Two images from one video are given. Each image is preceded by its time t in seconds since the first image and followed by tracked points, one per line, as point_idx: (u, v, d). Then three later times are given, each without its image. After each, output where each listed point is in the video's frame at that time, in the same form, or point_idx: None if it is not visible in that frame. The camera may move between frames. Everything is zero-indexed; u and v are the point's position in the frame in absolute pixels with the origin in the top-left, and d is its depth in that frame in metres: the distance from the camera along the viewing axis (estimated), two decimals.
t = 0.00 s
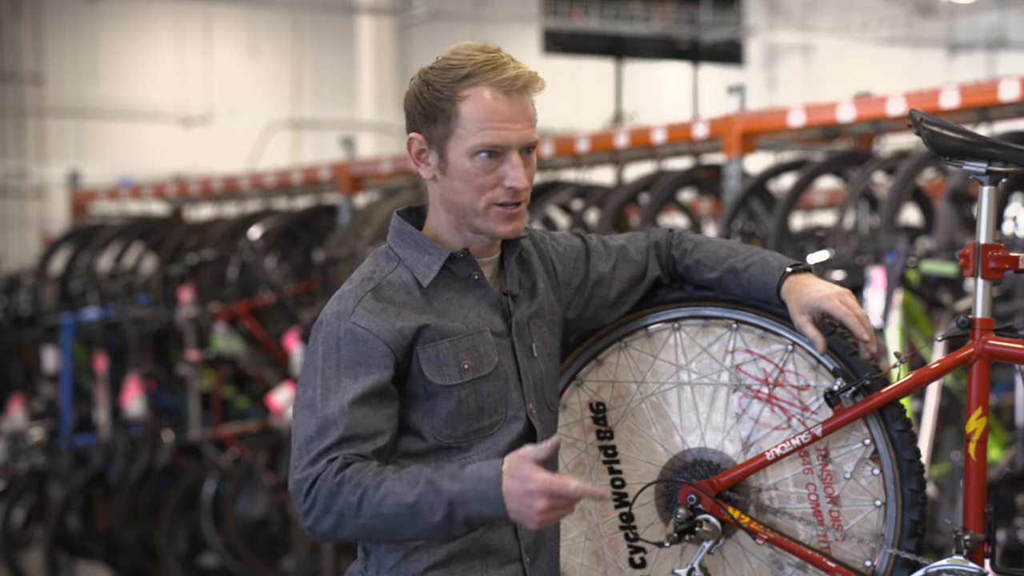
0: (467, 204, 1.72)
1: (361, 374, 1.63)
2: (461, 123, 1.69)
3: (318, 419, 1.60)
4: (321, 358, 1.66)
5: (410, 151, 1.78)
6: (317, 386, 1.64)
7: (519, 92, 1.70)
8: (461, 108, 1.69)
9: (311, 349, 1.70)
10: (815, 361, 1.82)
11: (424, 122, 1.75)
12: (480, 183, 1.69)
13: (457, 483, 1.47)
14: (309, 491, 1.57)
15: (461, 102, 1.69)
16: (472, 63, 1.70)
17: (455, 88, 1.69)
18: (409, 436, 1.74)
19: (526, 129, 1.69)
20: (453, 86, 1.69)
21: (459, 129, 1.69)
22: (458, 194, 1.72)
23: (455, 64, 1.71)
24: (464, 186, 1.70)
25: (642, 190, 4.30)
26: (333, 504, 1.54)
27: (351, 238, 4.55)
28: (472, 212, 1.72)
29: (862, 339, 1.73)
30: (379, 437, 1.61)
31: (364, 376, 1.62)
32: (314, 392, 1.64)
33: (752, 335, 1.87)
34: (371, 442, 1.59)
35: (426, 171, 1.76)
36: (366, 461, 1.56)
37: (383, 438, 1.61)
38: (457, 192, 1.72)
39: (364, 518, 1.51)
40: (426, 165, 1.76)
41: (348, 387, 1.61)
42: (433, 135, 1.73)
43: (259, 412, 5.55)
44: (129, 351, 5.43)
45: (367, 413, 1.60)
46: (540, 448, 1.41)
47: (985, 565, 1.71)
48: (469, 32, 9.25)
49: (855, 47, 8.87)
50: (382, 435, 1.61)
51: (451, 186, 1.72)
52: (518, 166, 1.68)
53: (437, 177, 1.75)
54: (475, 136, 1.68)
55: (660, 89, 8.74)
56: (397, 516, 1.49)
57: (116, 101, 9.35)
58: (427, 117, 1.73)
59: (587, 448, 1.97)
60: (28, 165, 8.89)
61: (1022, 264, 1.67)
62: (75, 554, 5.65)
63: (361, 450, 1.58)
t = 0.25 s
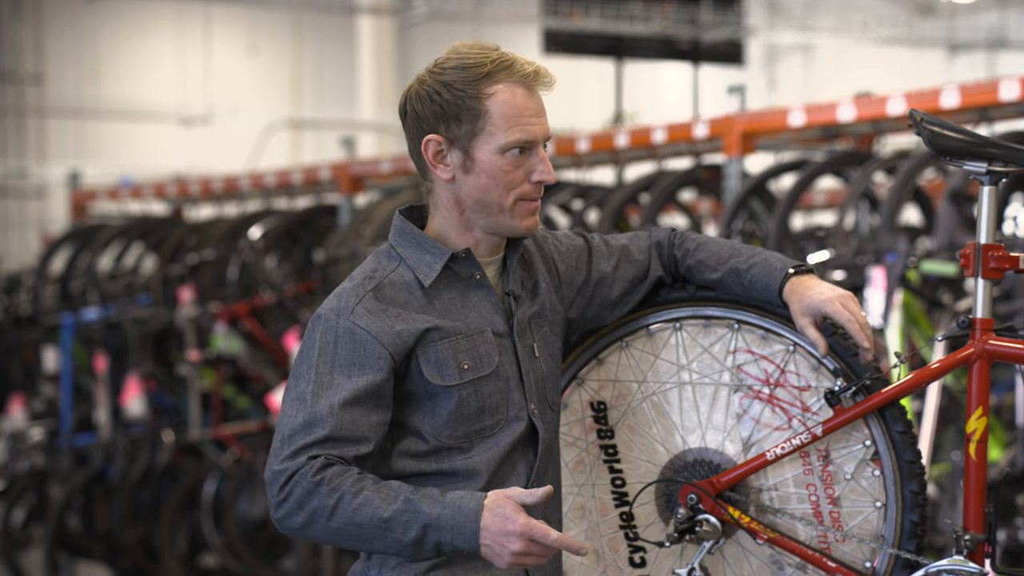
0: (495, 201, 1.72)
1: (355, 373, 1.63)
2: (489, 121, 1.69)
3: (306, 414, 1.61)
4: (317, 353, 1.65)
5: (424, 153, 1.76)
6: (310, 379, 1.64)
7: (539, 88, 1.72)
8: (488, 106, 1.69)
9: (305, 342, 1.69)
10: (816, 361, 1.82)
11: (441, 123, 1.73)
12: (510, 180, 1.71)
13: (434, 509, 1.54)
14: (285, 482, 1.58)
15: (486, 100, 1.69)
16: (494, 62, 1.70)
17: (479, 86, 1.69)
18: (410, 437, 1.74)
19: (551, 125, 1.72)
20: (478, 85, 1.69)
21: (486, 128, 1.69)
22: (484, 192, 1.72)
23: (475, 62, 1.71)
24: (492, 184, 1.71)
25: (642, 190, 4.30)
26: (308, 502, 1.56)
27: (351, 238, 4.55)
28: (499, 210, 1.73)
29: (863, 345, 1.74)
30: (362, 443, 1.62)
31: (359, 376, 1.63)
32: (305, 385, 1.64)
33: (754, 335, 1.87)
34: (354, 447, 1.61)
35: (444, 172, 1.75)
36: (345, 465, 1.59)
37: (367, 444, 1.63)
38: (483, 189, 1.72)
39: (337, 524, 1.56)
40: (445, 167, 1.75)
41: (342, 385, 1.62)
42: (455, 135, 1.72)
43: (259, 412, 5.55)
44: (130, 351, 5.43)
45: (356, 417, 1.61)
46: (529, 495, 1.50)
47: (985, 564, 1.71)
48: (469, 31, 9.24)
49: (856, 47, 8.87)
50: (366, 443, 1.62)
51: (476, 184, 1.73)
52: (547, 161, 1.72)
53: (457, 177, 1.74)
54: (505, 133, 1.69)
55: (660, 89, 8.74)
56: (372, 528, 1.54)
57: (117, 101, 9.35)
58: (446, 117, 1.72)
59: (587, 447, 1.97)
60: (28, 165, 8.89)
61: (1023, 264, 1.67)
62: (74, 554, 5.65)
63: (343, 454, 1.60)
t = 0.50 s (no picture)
0: (482, 200, 1.72)
1: (351, 366, 1.62)
2: (479, 118, 1.69)
3: (298, 401, 1.60)
4: (314, 348, 1.65)
5: (421, 148, 1.77)
6: (305, 371, 1.63)
7: (535, 90, 1.71)
8: (480, 103, 1.69)
9: (305, 338, 1.69)
10: (816, 361, 1.82)
11: (436, 119, 1.74)
12: (497, 180, 1.70)
13: (405, 469, 1.46)
14: (271, 464, 1.56)
15: (479, 98, 1.69)
16: (491, 61, 1.70)
17: (473, 84, 1.69)
18: (412, 438, 1.74)
19: (544, 126, 1.71)
20: (471, 82, 1.70)
21: (477, 125, 1.69)
22: (473, 190, 1.72)
23: (472, 60, 1.71)
24: (480, 182, 1.71)
25: (642, 190, 4.30)
26: (288, 480, 1.53)
27: (351, 239, 4.55)
28: (486, 209, 1.72)
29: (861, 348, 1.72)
30: (353, 431, 1.59)
31: (355, 368, 1.62)
32: (300, 376, 1.63)
33: (754, 336, 1.87)
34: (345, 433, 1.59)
35: (437, 168, 1.76)
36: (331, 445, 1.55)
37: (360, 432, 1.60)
38: (472, 188, 1.72)
39: (314, 497, 1.50)
40: (438, 163, 1.75)
41: (336, 376, 1.61)
42: (448, 132, 1.73)
43: (259, 412, 5.55)
44: (130, 351, 5.43)
45: (351, 409, 1.60)
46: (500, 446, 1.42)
47: (985, 565, 1.71)
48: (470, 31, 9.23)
49: (855, 47, 8.87)
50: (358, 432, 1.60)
51: (465, 182, 1.72)
52: (536, 163, 1.70)
53: (449, 174, 1.75)
54: (493, 132, 1.68)
55: (660, 89, 8.75)
56: (345, 495, 1.48)
57: (117, 101, 9.35)
58: (441, 113, 1.73)
59: (587, 447, 1.97)
60: (28, 165, 8.90)
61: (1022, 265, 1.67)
62: (75, 554, 5.65)
63: (331, 437, 1.57)
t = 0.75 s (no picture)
0: (461, 199, 1.72)
1: (346, 369, 1.63)
2: (458, 117, 1.69)
3: (292, 403, 1.64)
4: (312, 351, 1.67)
5: (414, 145, 1.80)
6: (302, 375, 1.66)
7: (519, 90, 1.69)
8: (459, 102, 1.69)
9: (305, 340, 1.71)
10: (816, 361, 1.82)
11: (425, 116, 1.76)
12: (472, 180, 1.69)
13: (356, 411, 1.49)
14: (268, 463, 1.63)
15: (460, 96, 1.69)
16: (474, 60, 1.70)
17: (456, 83, 1.70)
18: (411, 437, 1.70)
19: (523, 127, 1.69)
20: (453, 81, 1.70)
21: (456, 124, 1.70)
22: (453, 189, 1.72)
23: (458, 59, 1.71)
24: (458, 182, 1.71)
25: (642, 190, 4.30)
26: (277, 468, 1.60)
27: (351, 238, 4.55)
28: (465, 209, 1.72)
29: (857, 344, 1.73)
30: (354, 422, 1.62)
31: (351, 369, 1.63)
32: (298, 380, 1.66)
33: (753, 335, 1.87)
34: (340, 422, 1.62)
35: (425, 165, 1.78)
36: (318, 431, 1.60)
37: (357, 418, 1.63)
38: (452, 187, 1.72)
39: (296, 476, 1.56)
40: (427, 159, 1.77)
41: (330, 377, 1.63)
42: (433, 129, 1.74)
43: (259, 412, 5.55)
44: (130, 351, 5.43)
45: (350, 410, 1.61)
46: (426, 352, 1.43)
47: (985, 564, 1.71)
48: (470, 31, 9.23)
49: (855, 46, 8.87)
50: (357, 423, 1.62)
51: (446, 180, 1.73)
52: (512, 164, 1.68)
53: (435, 172, 1.76)
54: (469, 131, 1.68)
55: (659, 88, 8.75)
56: (316, 459, 1.53)
57: (117, 101, 9.35)
58: (428, 111, 1.74)
59: (587, 447, 1.96)
60: (28, 165, 8.89)
61: (1022, 264, 1.67)
62: (75, 554, 5.65)
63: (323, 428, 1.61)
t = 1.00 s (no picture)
0: (465, 200, 1.71)
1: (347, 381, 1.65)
2: (455, 119, 1.69)
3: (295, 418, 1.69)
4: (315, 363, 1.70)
5: (410, 151, 1.79)
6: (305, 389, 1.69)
7: (513, 87, 1.70)
8: (456, 104, 1.70)
9: (310, 349, 1.73)
10: (816, 361, 1.82)
11: (421, 122, 1.75)
12: (476, 180, 1.69)
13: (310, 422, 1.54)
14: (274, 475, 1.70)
15: (456, 98, 1.70)
16: (467, 61, 1.70)
17: (451, 85, 1.70)
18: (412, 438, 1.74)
19: (521, 123, 1.69)
20: (448, 83, 1.70)
21: (454, 126, 1.70)
22: (455, 192, 1.72)
23: (450, 61, 1.72)
24: (461, 184, 1.70)
25: (642, 190, 4.30)
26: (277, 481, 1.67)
27: (351, 238, 4.55)
28: (470, 210, 1.72)
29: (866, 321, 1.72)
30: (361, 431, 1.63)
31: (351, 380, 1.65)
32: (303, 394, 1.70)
33: (753, 335, 1.87)
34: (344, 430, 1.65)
35: (425, 170, 1.77)
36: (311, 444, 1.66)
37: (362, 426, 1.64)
38: (455, 189, 1.72)
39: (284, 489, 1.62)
40: (425, 164, 1.77)
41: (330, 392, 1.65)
42: (430, 134, 1.74)
43: (259, 412, 5.56)
44: (129, 351, 5.43)
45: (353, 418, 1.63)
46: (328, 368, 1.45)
47: (985, 564, 1.71)
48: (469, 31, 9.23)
49: (855, 46, 8.87)
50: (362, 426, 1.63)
51: (449, 184, 1.72)
52: (515, 161, 1.68)
53: (435, 176, 1.75)
54: (469, 132, 1.68)
55: (659, 88, 8.75)
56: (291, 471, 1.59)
57: (117, 101, 9.36)
58: (424, 116, 1.74)
59: (587, 447, 1.97)
60: (28, 165, 8.90)
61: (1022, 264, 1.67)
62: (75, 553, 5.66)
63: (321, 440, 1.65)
